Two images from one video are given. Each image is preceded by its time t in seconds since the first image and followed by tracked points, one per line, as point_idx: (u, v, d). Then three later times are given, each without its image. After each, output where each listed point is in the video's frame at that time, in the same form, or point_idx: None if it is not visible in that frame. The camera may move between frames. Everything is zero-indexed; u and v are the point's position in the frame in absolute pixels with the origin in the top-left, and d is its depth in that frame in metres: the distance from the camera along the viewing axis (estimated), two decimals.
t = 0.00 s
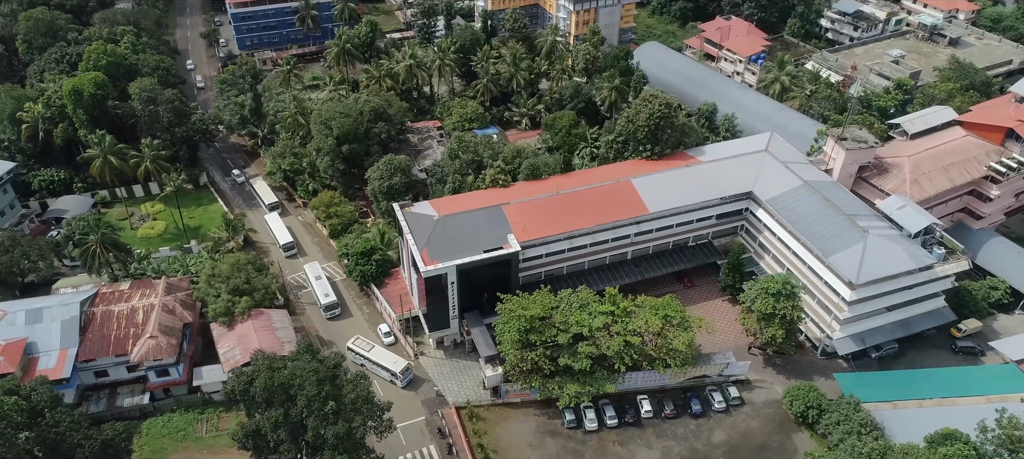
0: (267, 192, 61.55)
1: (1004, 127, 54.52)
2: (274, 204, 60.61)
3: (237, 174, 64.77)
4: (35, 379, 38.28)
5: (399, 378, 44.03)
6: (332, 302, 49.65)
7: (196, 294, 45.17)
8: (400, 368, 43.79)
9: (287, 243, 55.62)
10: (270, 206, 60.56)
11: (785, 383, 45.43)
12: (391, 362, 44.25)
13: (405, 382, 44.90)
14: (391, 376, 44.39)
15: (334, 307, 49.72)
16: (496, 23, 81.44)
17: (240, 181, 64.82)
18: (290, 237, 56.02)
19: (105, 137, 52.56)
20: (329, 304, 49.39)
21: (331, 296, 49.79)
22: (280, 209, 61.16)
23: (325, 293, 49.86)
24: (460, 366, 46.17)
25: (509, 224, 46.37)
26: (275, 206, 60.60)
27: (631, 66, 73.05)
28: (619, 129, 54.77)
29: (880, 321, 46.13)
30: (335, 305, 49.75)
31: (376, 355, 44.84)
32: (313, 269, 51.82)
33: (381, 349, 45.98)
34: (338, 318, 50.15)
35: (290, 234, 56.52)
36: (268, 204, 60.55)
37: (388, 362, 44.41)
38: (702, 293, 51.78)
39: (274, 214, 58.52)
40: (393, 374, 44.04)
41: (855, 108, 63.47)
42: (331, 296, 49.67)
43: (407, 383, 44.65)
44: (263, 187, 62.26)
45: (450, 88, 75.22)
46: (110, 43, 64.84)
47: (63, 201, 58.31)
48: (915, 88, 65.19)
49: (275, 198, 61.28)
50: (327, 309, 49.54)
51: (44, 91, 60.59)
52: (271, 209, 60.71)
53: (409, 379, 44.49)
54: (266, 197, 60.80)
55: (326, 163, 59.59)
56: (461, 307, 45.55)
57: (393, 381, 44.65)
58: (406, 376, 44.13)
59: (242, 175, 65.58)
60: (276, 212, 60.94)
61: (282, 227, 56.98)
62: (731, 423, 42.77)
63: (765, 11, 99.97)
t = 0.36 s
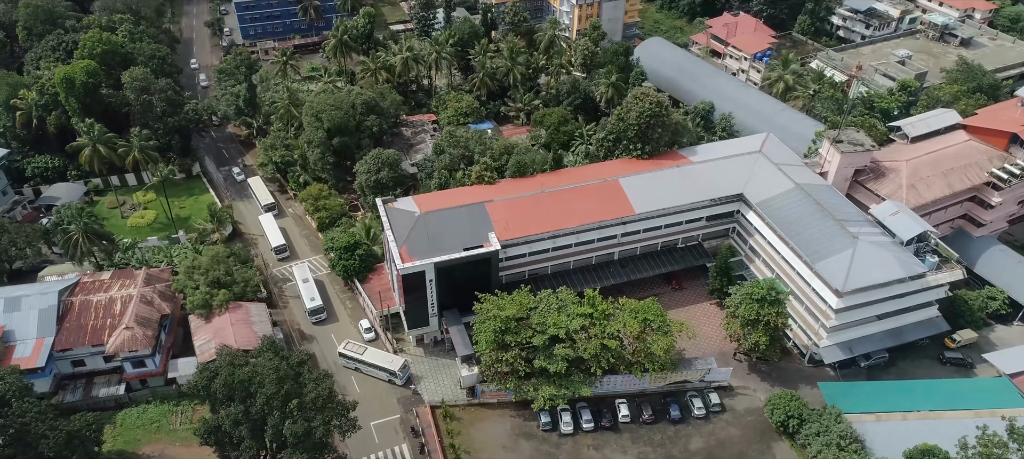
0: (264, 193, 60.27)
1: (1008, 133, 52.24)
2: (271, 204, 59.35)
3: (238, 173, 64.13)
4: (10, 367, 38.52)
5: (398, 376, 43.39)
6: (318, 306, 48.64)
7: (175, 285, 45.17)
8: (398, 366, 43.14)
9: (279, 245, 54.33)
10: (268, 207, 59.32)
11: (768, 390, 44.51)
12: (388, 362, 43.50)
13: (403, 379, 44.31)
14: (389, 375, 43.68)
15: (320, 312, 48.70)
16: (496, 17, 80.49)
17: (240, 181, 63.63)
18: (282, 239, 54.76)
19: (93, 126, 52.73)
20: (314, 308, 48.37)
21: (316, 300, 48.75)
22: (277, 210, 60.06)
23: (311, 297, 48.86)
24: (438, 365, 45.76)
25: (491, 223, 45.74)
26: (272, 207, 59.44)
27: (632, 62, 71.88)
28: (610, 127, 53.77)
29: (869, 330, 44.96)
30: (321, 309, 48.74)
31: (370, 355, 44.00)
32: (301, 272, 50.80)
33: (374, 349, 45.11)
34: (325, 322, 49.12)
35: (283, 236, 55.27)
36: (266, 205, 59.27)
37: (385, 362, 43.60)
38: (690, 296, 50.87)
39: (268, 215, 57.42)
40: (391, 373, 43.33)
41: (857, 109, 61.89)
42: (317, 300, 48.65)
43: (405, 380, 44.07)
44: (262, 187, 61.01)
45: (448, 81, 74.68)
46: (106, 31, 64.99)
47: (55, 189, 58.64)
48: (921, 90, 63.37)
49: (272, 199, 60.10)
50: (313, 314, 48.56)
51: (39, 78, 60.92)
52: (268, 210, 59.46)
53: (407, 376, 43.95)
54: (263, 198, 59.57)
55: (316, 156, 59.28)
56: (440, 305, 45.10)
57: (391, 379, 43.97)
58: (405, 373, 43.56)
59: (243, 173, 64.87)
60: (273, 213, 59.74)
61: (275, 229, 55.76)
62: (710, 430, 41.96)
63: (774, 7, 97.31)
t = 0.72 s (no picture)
0: (258, 190, 59.13)
1: (1012, 136, 50.36)
2: (264, 202, 58.18)
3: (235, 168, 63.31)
4: None
5: (395, 369, 43.07)
6: (301, 310, 47.51)
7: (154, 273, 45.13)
8: (394, 360, 42.81)
9: (268, 244, 53.15)
10: (261, 205, 58.22)
11: (750, 396, 43.53)
12: (382, 356, 43.12)
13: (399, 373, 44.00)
14: (385, 369, 43.34)
15: (303, 315, 47.59)
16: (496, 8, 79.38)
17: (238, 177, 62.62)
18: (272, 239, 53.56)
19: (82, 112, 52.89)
20: (296, 312, 47.27)
21: (299, 304, 47.60)
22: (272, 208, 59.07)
23: (295, 300, 47.76)
24: (415, 360, 45.32)
25: (471, 218, 45.09)
26: (266, 205, 58.26)
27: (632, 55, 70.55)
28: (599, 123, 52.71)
29: (857, 337, 43.71)
30: (303, 313, 47.61)
31: (364, 352, 43.51)
32: (287, 273, 49.60)
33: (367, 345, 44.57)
34: (308, 326, 48.02)
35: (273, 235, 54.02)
36: (260, 202, 58.20)
37: (381, 357, 43.25)
38: (676, 297, 49.91)
39: (260, 212, 56.28)
40: (388, 367, 42.98)
41: (860, 108, 60.07)
42: (300, 304, 47.53)
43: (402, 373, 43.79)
44: (257, 184, 59.84)
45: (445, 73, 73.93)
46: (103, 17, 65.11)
47: (48, 173, 58.94)
48: (928, 89, 61.30)
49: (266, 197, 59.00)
50: (296, 317, 47.46)
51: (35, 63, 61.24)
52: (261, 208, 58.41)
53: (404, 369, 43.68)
54: (256, 195, 58.42)
55: (305, 146, 58.91)
56: (418, 300, 44.65)
57: (388, 374, 43.62)
58: (402, 365, 43.32)
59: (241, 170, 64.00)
60: (266, 211, 58.64)
61: (265, 227, 54.47)
62: (686, 435, 41.12)
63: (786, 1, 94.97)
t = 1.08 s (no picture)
0: (250, 185, 58.35)
1: (1017, 140, 48.38)
2: (256, 196, 57.41)
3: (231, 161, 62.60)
4: None
5: (394, 359, 42.79)
6: (284, 313, 46.40)
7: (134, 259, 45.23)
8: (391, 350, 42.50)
9: (255, 241, 52.17)
10: (252, 200, 57.44)
11: (729, 400, 42.69)
12: (378, 348, 42.71)
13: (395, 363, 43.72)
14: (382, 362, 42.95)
15: (286, 318, 46.46)
16: None
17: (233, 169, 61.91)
18: (260, 236, 52.61)
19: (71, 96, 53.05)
20: (279, 316, 46.13)
21: (282, 306, 46.53)
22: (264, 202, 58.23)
23: (278, 303, 46.70)
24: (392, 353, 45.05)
25: (451, 211, 44.48)
26: (257, 200, 57.55)
27: (632, 47, 69.14)
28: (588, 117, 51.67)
29: (842, 344, 42.54)
30: (287, 316, 46.50)
31: (358, 346, 43.00)
32: (271, 274, 48.55)
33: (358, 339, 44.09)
34: (292, 329, 46.83)
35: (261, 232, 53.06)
36: (251, 197, 57.48)
37: (375, 349, 42.78)
38: (661, 296, 49.03)
39: (250, 208, 55.38)
40: (385, 359, 42.60)
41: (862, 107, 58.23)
42: (283, 307, 46.46)
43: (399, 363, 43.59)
44: (250, 178, 59.06)
45: (443, 62, 73.21)
46: None
47: (41, 156, 59.39)
48: (935, 89, 59.19)
49: (258, 192, 58.20)
50: (279, 321, 46.33)
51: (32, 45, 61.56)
52: (253, 203, 57.62)
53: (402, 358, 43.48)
54: (248, 190, 57.67)
55: (294, 133, 58.56)
56: (395, 293, 44.26)
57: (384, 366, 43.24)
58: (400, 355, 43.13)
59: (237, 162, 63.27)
60: (258, 206, 57.83)
61: (254, 224, 53.51)
62: (660, 438, 40.40)
63: None
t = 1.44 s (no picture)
0: (243, 177, 57.54)
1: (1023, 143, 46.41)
2: (248, 188, 56.53)
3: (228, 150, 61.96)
4: None
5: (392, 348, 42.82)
6: (269, 314, 45.51)
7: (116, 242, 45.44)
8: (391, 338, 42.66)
9: (243, 237, 51.21)
10: (243, 192, 56.59)
11: (708, 402, 41.87)
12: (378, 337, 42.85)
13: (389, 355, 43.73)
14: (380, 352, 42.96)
15: (272, 320, 45.53)
16: None
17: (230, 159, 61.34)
18: (248, 231, 51.68)
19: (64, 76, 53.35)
20: (264, 317, 45.26)
21: (267, 307, 45.64)
22: (256, 194, 57.38)
23: (263, 304, 45.80)
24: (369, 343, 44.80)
25: (430, 203, 43.97)
26: (249, 192, 56.67)
27: (633, 38, 67.77)
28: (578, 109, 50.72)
29: (827, 349, 41.45)
30: (272, 317, 45.55)
31: (357, 335, 43.09)
32: (256, 274, 47.61)
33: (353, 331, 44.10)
34: (278, 330, 45.92)
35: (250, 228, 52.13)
36: (243, 189, 56.64)
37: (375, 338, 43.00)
38: (645, 294, 48.23)
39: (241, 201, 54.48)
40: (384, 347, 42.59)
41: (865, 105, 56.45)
42: (268, 308, 45.57)
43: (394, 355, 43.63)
44: (244, 169, 58.31)
45: (442, 49, 72.47)
46: None
47: (38, 135, 59.92)
48: (943, 87, 57.14)
49: (251, 183, 57.35)
50: (264, 322, 45.43)
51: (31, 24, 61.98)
52: (245, 195, 56.78)
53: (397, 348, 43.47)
54: (240, 182, 56.85)
55: (286, 119, 58.35)
56: (373, 283, 44.03)
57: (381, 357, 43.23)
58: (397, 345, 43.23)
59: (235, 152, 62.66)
60: (249, 199, 56.96)
61: (244, 219, 52.54)
62: (633, 439, 39.76)
63: None
